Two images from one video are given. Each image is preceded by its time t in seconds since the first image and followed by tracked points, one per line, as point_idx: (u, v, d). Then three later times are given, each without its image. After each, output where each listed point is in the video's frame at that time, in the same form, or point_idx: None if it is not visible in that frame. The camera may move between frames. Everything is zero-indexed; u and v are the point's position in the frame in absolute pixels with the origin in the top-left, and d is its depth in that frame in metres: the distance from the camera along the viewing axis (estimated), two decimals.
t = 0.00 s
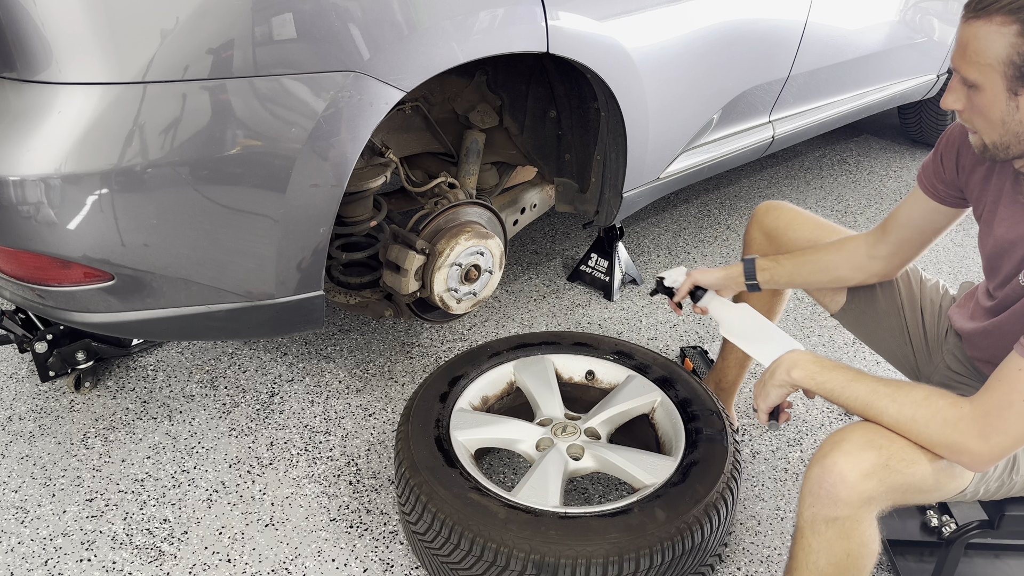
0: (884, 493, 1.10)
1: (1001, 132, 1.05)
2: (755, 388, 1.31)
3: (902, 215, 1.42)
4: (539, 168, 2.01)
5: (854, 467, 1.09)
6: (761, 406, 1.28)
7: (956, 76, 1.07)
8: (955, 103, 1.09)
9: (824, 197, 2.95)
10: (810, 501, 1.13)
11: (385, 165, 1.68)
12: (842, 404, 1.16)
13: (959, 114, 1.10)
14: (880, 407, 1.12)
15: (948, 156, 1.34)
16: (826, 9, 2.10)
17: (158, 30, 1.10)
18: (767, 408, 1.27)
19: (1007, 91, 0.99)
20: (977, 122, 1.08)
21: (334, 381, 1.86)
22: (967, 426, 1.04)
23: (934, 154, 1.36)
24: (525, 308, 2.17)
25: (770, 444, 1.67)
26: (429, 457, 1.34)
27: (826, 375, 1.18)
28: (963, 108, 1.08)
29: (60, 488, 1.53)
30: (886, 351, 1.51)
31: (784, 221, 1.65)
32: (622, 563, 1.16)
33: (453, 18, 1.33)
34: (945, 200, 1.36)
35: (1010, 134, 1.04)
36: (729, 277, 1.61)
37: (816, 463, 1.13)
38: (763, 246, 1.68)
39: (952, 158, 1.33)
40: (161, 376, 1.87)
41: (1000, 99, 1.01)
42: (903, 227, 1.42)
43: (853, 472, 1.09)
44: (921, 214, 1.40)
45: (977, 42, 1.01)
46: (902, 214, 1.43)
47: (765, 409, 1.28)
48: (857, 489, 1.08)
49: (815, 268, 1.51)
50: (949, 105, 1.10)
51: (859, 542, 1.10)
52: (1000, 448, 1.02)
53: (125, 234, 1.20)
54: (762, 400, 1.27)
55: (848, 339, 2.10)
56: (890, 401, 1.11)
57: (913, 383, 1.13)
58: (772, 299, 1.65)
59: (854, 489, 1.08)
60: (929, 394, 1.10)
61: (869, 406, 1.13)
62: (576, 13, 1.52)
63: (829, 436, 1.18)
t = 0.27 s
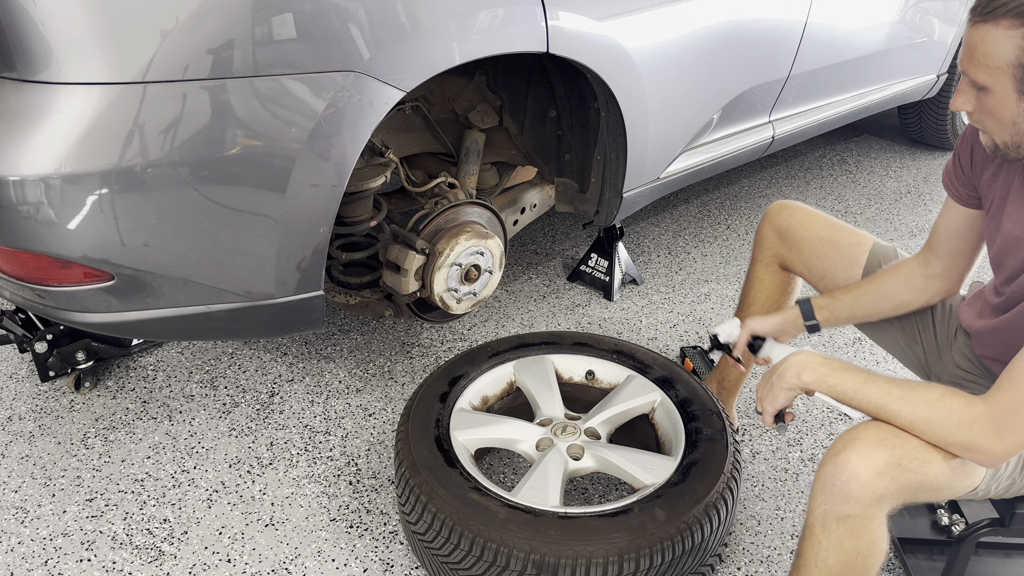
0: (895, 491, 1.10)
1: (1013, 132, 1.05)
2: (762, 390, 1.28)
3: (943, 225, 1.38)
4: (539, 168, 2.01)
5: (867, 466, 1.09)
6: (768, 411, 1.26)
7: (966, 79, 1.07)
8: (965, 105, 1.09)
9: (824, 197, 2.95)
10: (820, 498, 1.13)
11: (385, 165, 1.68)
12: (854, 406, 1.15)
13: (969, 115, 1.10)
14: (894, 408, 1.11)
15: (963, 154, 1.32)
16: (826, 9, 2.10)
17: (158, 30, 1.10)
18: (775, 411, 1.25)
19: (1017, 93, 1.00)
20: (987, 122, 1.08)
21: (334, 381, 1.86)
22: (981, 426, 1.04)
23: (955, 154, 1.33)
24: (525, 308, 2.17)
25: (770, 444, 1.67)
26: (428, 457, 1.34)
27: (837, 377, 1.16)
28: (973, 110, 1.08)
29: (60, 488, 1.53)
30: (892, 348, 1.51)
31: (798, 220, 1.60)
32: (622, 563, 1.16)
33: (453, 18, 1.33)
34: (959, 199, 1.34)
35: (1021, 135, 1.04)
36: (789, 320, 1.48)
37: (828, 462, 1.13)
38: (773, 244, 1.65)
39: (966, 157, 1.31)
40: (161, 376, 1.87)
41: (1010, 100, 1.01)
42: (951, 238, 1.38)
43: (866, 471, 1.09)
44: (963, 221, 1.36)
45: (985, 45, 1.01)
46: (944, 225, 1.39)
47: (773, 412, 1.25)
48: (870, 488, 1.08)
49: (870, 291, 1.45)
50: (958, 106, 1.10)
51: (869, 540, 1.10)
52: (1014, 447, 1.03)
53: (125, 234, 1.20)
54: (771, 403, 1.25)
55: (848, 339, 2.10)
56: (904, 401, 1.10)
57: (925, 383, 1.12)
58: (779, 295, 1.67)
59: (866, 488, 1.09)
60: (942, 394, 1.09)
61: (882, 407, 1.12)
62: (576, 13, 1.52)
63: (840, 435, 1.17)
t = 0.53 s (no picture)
0: (913, 494, 1.10)
1: None
2: (777, 401, 1.26)
3: (955, 240, 1.37)
4: (539, 168, 2.01)
5: (888, 470, 1.08)
6: (785, 425, 1.23)
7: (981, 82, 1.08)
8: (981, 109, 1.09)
9: (824, 197, 2.95)
10: (836, 500, 1.12)
11: (385, 165, 1.68)
12: (874, 413, 1.14)
13: (985, 119, 1.10)
14: (916, 414, 1.11)
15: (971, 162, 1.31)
16: (826, 9, 2.10)
17: (158, 30, 1.10)
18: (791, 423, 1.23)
19: None
20: (1004, 125, 1.08)
21: (334, 381, 1.86)
22: (1005, 429, 1.05)
23: (965, 163, 1.33)
24: (525, 308, 2.17)
25: (770, 444, 1.67)
26: (429, 457, 1.34)
27: (858, 386, 1.16)
28: (988, 113, 1.08)
29: (60, 487, 1.53)
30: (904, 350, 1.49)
31: (806, 224, 1.58)
32: (622, 563, 1.16)
33: (453, 18, 1.33)
34: (970, 206, 1.33)
35: None
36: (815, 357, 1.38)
37: (846, 466, 1.12)
38: (780, 248, 1.63)
39: (977, 164, 1.30)
40: (161, 376, 1.87)
41: None
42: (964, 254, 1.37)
43: (886, 475, 1.08)
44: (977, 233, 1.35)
45: (1000, 48, 1.01)
46: (956, 241, 1.38)
47: (790, 423, 1.23)
48: (889, 492, 1.08)
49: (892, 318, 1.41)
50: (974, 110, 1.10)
51: (883, 541, 1.11)
52: None
53: (125, 234, 1.20)
54: (788, 415, 1.22)
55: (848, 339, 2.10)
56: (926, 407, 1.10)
57: (944, 389, 1.12)
58: (783, 298, 1.67)
59: (886, 491, 1.08)
60: (964, 399, 1.09)
61: (904, 414, 1.12)
62: (576, 13, 1.52)
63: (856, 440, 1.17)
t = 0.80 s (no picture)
0: (918, 498, 1.10)
1: None
2: (784, 408, 1.24)
3: (950, 234, 1.37)
4: (539, 168, 2.01)
5: (893, 475, 1.08)
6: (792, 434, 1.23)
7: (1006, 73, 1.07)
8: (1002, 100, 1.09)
9: (824, 197, 2.95)
10: (840, 504, 1.12)
11: (385, 165, 1.68)
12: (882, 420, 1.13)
13: (1006, 110, 1.10)
14: (924, 420, 1.10)
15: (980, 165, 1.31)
16: (826, 9, 2.10)
17: (158, 30, 1.10)
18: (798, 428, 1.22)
19: None
20: None
21: (334, 381, 1.86)
22: (1014, 433, 1.04)
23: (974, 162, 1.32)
24: (525, 308, 2.17)
25: (770, 444, 1.67)
26: (429, 457, 1.34)
27: (865, 394, 1.14)
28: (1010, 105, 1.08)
29: (60, 488, 1.53)
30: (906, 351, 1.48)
31: (801, 226, 1.59)
32: (622, 563, 1.16)
33: (453, 18, 1.33)
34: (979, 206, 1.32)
35: None
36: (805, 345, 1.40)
37: (851, 470, 1.12)
38: (777, 249, 1.64)
39: (988, 162, 1.29)
40: (161, 376, 1.87)
41: None
42: (955, 248, 1.37)
43: (892, 479, 1.08)
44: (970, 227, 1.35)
45: None
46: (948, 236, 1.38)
47: (798, 431, 1.22)
48: (893, 496, 1.08)
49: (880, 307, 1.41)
50: (995, 102, 1.10)
51: (888, 545, 1.10)
52: None
53: (125, 234, 1.20)
54: (796, 423, 1.21)
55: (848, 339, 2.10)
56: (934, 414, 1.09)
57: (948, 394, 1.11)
58: (779, 300, 1.67)
59: (892, 495, 1.08)
60: (971, 404, 1.09)
61: (911, 419, 1.11)
62: (576, 13, 1.52)
63: (859, 444, 1.16)
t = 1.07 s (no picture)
0: (903, 487, 1.10)
1: None
2: (772, 390, 1.24)
3: (950, 175, 1.45)
4: (539, 168, 2.01)
5: (876, 463, 1.08)
6: (775, 416, 1.24)
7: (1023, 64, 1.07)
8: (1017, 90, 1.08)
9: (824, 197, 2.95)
10: (825, 491, 1.12)
11: (385, 165, 1.68)
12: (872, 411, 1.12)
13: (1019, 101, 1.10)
14: (910, 411, 1.09)
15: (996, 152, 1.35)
16: (826, 9, 2.10)
17: (158, 30, 1.10)
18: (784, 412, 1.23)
19: None
20: None
21: (334, 381, 1.86)
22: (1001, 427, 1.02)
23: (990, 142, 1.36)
24: (525, 308, 2.17)
25: (770, 444, 1.67)
26: (429, 457, 1.34)
27: (855, 385, 1.13)
28: None
29: (60, 488, 1.53)
30: (912, 353, 1.43)
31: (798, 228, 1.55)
32: (622, 563, 1.16)
33: (453, 18, 1.33)
34: (994, 178, 1.38)
35: None
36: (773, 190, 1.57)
37: (835, 457, 1.12)
38: (776, 253, 1.60)
39: (1012, 140, 1.32)
40: (161, 376, 1.87)
41: None
42: (945, 187, 1.45)
43: (874, 466, 1.08)
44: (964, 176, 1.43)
45: None
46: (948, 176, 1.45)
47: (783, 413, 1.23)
48: (876, 483, 1.08)
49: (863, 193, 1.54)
50: (1010, 93, 1.09)
51: (872, 533, 1.09)
52: None
53: (125, 234, 1.20)
54: (782, 405, 1.22)
55: (848, 339, 2.10)
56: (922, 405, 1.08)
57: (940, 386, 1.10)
58: (779, 304, 1.63)
59: (874, 482, 1.08)
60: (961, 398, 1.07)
61: (900, 410, 1.10)
62: (576, 13, 1.52)
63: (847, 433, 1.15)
